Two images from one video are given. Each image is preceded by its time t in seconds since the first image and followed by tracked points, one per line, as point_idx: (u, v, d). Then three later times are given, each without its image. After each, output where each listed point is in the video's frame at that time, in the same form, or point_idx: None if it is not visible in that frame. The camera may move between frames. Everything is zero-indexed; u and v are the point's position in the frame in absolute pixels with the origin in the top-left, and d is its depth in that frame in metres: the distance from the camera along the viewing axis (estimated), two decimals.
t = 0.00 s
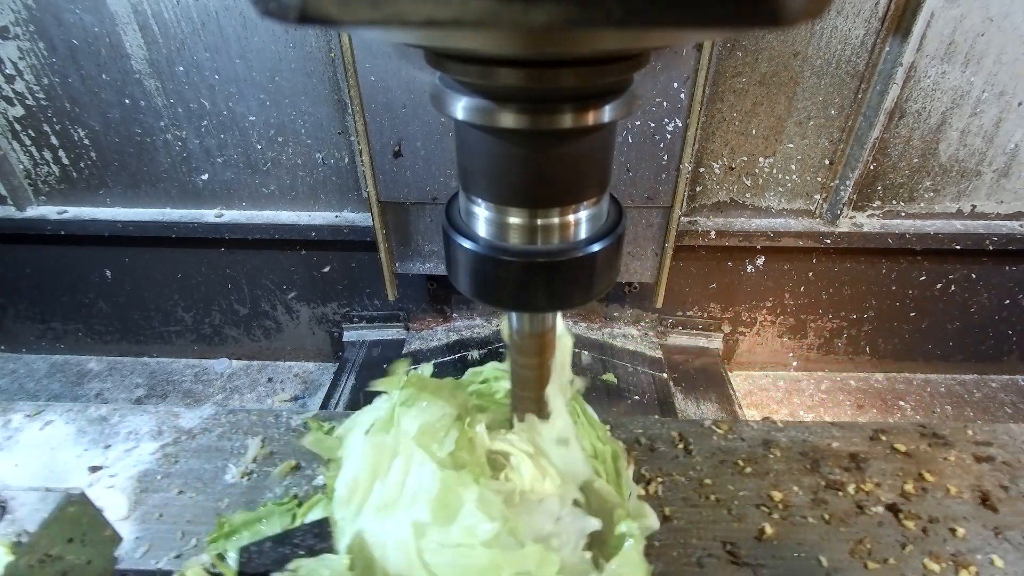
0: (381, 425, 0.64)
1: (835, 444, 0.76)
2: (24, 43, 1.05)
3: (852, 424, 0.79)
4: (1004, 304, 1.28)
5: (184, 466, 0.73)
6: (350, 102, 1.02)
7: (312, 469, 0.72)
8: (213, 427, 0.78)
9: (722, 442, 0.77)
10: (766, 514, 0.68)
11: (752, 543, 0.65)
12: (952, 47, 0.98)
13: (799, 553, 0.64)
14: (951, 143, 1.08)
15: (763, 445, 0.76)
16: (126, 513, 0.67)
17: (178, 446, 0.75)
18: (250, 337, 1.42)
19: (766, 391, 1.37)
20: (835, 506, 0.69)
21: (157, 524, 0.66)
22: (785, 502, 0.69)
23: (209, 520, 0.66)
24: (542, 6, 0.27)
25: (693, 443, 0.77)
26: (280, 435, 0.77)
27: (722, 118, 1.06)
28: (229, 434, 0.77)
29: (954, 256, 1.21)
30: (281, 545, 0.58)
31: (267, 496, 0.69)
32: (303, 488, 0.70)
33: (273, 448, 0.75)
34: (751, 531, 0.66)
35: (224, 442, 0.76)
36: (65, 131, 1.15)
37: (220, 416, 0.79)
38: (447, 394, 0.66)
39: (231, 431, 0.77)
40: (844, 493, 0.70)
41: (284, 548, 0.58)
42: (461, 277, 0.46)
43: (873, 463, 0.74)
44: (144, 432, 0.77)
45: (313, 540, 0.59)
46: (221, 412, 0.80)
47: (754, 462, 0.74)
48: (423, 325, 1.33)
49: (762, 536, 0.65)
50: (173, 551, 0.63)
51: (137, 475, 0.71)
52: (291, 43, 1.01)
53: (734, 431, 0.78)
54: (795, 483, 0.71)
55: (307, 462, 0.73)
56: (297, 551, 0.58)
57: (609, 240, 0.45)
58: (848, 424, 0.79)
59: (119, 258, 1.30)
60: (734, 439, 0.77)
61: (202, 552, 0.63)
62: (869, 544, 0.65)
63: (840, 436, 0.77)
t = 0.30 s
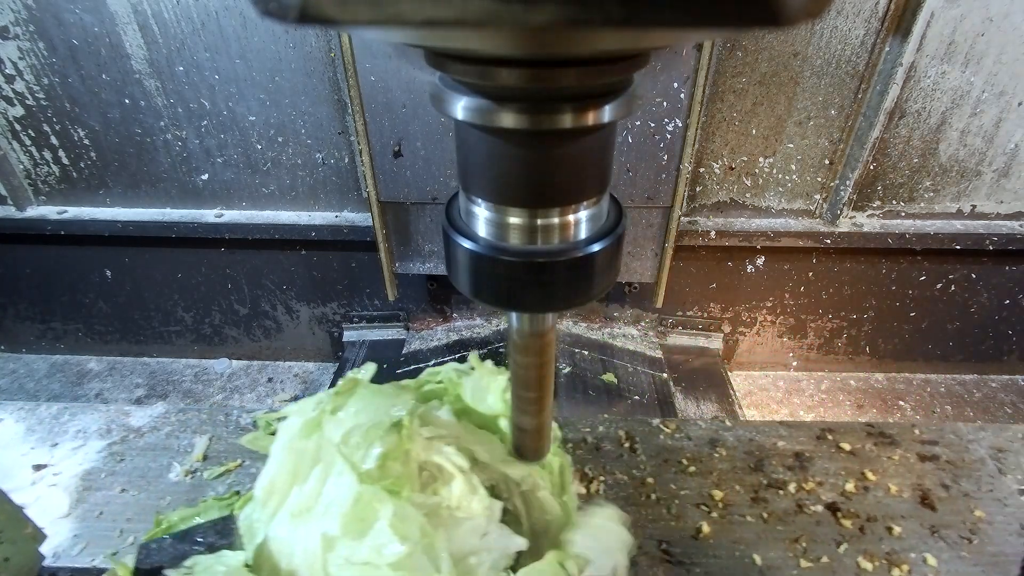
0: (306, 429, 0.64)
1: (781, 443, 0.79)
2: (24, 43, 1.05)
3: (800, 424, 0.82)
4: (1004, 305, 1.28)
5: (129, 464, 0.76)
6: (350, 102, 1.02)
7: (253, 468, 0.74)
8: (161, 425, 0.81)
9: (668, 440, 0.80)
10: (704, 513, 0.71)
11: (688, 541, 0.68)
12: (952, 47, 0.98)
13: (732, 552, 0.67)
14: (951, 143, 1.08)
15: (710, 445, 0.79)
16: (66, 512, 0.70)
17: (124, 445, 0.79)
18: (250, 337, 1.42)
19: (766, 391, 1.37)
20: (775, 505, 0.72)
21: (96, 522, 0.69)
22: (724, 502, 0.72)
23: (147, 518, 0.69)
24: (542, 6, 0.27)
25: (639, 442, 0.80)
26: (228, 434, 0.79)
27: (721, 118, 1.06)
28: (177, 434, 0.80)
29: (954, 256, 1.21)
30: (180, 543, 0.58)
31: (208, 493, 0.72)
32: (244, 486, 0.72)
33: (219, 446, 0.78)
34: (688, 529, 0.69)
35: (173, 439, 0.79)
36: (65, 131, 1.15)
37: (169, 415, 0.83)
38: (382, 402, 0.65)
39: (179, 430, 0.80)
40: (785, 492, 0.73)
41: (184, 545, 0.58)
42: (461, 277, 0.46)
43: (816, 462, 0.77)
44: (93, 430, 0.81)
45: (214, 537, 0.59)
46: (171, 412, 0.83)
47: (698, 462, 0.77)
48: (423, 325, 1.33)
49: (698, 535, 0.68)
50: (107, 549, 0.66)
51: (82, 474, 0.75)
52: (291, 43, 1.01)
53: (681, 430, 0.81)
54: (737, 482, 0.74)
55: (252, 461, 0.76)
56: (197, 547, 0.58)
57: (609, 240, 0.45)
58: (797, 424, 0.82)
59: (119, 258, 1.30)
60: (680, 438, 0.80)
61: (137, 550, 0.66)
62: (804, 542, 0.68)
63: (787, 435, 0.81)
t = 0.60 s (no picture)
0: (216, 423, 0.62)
1: (727, 443, 0.83)
2: (24, 43, 1.05)
3: (749, 424, 0.85)
4: (1005, 305, 1.28)
5: (73, 463, 0.81)
6: (350, 102, 1.02)
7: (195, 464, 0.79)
8: (110, 424, 0.86)
9: (615, 437, 0.83)
10: (643, 511, 0.73)
11: (626, 539, 0.70)
12: (952, 47, 0.98)
13: (667, 549, 0.69)
14: (950, 143, 1.08)
15: (656, 444, 0.82)
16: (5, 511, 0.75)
17: (72, 443, 0.84)
18: (250, 337, 1.42)
19: (766, 391, 1.37)
20: (716, 504, 0.74)
21: (35, 520, 0.74)
22: (664, 500, 0.75)
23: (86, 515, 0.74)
24: (542, 7, 0.27)
25: (586, 439, 0.83)
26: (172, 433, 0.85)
27: (722, 118, 1.06)
28: (125, 432, 0.85)
29: (954, 256, 1.21)
30: (85, 538, 0.62)
31: (151, 491, 0.77)
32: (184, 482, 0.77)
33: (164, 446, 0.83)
34: (626, 528, 0.72)
35: (121, 438, 0.85)
36: (65, 131, 1.15)
37: (118, 415, 0.88)
38: (298, 395, 0.63)
39: (127, 429, 0.86)
40: (726, 491, 0.76)
41: (86, 541, 0.62)
42: (461, 277, 0.46)
43: (760, 462, 0.80)
44: (42, 429, 0.87)
45: (116, 534, 0.63)
46: (122, 410, 0.89)
47: (643, 461, 0.80)
48: (423, 325, 1.33)
49: (634, 533, 0.71)
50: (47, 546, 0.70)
51: (27, 471, 0.80)
52: (291, 43, 1.01)
53: (629, 429, 0.85)
54: (679, 482, 0.77)
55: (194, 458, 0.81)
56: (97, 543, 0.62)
57: (610, 241, 0.45)
58: (747, 424, 0.85)
59: (119, 257, 1.30)
60: (626, 437, 0.83)
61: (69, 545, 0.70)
62: (739, 541, 0.70)
63: (733, 436, 0.84)
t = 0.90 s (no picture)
0: (192, 425, 0.66)
1: (711, 442, 0.89)
2: (24, 43, 1.05)
3: (734, 425, 0.92)
4: (1005, 305, 1.28)
5: (57, 462, 0.94)
6: (350, 102, 1.02)
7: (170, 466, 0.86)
8: (95, 424, 1.01)
9: (601, 437, 0.89)
10: (624, 511, 0.79)
11: (607, 539, 0.75)
12: (952, 47, 0.98)
13: (646, 548, 0.74)
14: (950, 143, 1.08)
15: (639, 444, 0.88)
16: None
17: (56, 443, 0.98)
18: (250, 337, 1.42)
19: (766, 391, 1.37)
20: (697, 503, 0.80)
21: (15, 518, 0.86)
22: (646, 500, 0.80)
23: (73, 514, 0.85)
24: (543, 6, 0.27)
25: (569, 439, 0.89)
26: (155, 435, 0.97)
27: (722, 118, 1.06)
28: (110, 432, 0.99)
29: (954, 256, 1.21)
30: (54, 538, 0.64)
31: (131, 491, 0.88)
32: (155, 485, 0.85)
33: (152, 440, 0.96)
34: (606, 528, 0.77)
35: (105, 438, 0.98)
36: (65, 131, 1.15)
37: (104, 415, 1.03)
38: (273, 394, 0.68)
39: (114, 428, 1.00)
40: (708, 491, 0.82)
41: (55, 540, 0.64)
42: (461, 277, 0.46)
43: (743, 461, 0.86)
44: (24, 426, 1.05)
45: (85, 533, 0.65)
46: (104, 408, 1.04)
47: (625, 462, 0.85)
48: (423, 325, 1.33)
49: (615, 533, 0.76)
50: None
51: (11, 471, 0.92)
52: (290, 43, 1.01)
53: (613, 428, 0.91)
54: (661, 482, 0.83)
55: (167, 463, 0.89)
56: (68, 541, 0.64)
57: (610, 241, 0.44)
58: (732, 424, 0.92)
59: (119, 257, 1.30)
60: (611, 436, 0.89)
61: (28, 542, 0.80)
62: (719, 541, 0.75)
63: (718, 434, 0.90)
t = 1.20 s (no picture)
0: (193, 422, 0.66)
1: (711, 440, 0.89)
2: (24, 42, 1.05)
3: (733, 423, 0.92)
4: (1004, 305, 1.28)
5: (58, 460, 0.95)
6: (350, 102, 1.02)
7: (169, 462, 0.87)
8: (97, 422, 1.02)
9: (599, 435, 0.89)
10: (624, 508, 0.79)
11: (607, 537, 0.75)
12: (952, 47, 0.98)
13: (646, 546, 0.74)
14: (950, 143, 1.08)
15: (638, 442, 0.89)
16: None
17: (58, 441, 0.99)
18: (250, 337, 1.42)
19: (766, 391, 1.37)
20: (696, 501, 0.80)
21: (17, 516, 0.86)
22: (645, 498, 0.80)
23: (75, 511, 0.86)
24: (543, 6, 0.27)
25: (569, 437, 0.89)
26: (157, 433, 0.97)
27: (721, 118, 1.06)
28: (111, 430, 1.00)
29: (954, 256, 1.21)
30: (57, 533, 0.65)
31: (133, 488, 0.88)
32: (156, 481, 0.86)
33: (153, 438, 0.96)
34: (606, 525, 0.77)
35: (107, 436, 0.99)
36: (65, 131, 1.15)
37: (105, 413, 1.04)
38: (275, 391, 0.68)
39: (115, 426, 1.01)
40: (707, 489, 0.82)
41: (59, 537, 0.65)
42: (460, 277, 0.46)
43: (742, 459, 0.86)
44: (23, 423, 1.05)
45: (87, 528, 0.66)
46: (104, 408, 1.05)
47: (624, 460, 0.85)
48: (423, 325, 1.33)
49: (615, 530, 0.76)
50: None
51: (12, 470, 0.93)
52: (290, 42, 1.01)
53: (613, 427, 0.91)
54: (660, 480, 0.83)
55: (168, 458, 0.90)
56: (70, 538, 0.65)
57: (610, 241, 0.44)
58: (731, 422, 0.92)
59: (119, 257, 1.30)
60: (611, 434, 0.89)
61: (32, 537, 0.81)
62: (718, 538, 0.76)
63: (718, 432, 0.90)
